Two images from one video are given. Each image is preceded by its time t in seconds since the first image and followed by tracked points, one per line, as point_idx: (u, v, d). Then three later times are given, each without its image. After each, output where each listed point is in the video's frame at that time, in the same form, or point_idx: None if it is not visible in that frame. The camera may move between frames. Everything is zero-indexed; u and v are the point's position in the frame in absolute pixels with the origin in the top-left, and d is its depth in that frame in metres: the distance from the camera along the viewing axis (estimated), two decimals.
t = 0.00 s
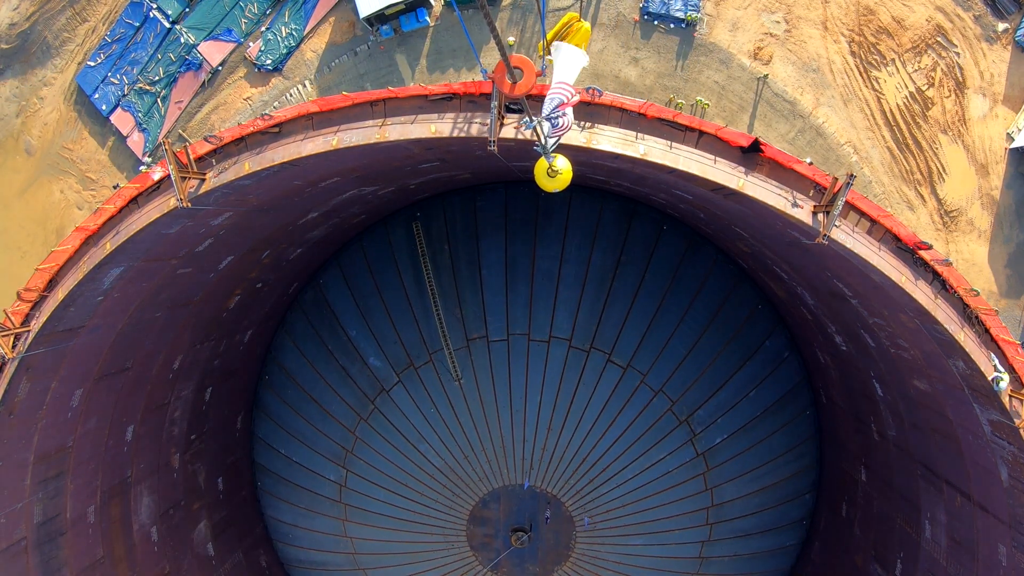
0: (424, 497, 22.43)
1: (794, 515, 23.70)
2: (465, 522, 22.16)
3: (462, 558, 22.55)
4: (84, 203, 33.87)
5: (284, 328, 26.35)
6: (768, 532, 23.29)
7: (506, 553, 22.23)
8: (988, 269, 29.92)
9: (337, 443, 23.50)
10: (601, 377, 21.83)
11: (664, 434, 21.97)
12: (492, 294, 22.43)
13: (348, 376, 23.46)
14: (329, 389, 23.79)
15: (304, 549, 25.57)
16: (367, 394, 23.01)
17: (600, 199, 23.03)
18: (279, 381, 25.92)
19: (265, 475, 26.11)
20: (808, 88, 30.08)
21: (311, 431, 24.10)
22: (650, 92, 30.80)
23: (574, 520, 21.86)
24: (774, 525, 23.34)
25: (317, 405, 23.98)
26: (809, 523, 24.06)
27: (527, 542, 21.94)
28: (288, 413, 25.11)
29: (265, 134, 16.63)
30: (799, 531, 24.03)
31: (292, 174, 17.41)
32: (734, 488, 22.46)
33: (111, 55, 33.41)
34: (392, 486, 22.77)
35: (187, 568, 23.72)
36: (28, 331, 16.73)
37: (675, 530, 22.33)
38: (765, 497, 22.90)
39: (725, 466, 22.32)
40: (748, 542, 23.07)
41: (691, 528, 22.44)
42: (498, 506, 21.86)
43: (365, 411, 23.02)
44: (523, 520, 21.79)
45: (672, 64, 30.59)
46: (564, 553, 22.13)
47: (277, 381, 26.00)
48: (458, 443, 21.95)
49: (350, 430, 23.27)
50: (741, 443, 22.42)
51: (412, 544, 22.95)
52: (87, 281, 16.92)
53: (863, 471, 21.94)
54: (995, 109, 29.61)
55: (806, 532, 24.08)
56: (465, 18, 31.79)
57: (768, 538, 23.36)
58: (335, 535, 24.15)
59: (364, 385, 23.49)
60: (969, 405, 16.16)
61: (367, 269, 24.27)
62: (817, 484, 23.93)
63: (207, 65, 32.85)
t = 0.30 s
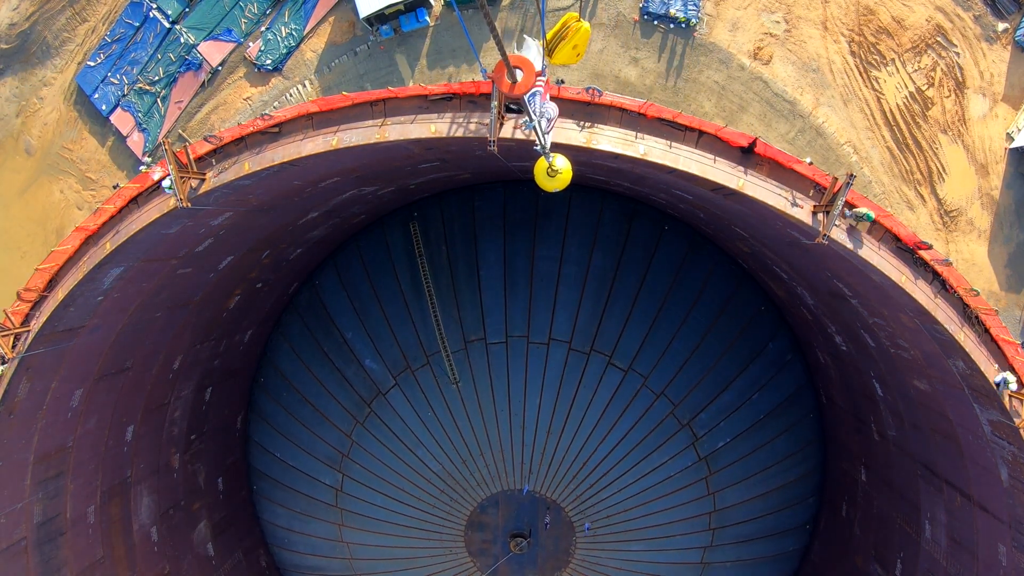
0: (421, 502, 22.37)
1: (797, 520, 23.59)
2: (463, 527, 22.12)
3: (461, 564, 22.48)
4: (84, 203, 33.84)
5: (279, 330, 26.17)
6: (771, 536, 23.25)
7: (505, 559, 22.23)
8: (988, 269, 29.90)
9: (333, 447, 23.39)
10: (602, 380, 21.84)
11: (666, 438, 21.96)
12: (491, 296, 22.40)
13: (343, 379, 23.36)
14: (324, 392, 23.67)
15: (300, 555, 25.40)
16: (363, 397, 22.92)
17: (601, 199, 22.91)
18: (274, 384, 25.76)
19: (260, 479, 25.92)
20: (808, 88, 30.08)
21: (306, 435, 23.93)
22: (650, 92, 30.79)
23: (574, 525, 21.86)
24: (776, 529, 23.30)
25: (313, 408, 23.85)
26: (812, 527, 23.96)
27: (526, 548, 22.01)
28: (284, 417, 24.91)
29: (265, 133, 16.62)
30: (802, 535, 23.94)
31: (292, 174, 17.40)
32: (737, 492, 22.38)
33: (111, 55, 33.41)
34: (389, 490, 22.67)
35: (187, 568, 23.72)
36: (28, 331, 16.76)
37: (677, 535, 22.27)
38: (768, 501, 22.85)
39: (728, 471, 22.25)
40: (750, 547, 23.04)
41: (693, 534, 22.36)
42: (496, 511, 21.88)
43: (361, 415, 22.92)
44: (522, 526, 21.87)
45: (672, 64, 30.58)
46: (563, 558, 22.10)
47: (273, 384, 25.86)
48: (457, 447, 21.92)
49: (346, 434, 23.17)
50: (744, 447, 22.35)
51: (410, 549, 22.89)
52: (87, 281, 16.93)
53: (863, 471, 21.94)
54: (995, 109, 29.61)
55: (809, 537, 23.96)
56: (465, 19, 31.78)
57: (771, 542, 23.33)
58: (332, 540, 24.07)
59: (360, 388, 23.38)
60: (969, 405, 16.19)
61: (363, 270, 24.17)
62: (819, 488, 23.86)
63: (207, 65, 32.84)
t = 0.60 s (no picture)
0: (419, 507, 22.24)
1: (800, 524, 23.35)
2: (461, 533, 21.93)
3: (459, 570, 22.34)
4: (84, 203, 33.83)
5: (274, 333, 25.90)
6: (775, 541, 23.01)
7: (503, 566, 21.94)
8: (988, 269, 29.89)
9: (329, 451, 23.25)
10: (602, 384, 21.64)
11: (668, 442, 21.71)
12: (489, 298, 22.26)
13: (340, 382, 23.24)
14: (321, 395, 23.51)
15: (296, 559, 25.30)
16: (360, 401, 22.80)
17: (602, 198, 22.80)
18: (270, 387, 25.47)
19: (256, 482, 25.71)
20: (808, 88, 30.08)
21: (302, 438, 23.79)
22: (650, 92, 30.76)
23: (574, 531, 21.61)
24: (780, 534, 23.04)
25: (309, 412, 23.68)
26: (815, 532, 23.72)
27: (525, 554, 21.71)
28: (279, 420, 24.71)
29: (265, 134, 16.63)
30: (805, 540, 23.68)
31: (293, 174, 17.40)
32: (740, 497, 22.16)
33: (111, 55, 33.42)
34: (386, 495, 22.57)
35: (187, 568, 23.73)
36: (28, 332, 16.75)
37: (678, 541, 22.15)
38: (772, 506, 22.58)
39: (730, 476, 22.03)
40: (753, 552, 22.83)
41: (695, 538, 22.22)
42: (494, 517, 21.61)
43: (358, 419, 22.80)
44: (522, 532, 21.56)
45: (672, 64, 30.56)
46: (563, 564, 21.86)
47: (268, 386, 25.55)
48: (454, 452, 21.76)
49: (342, 437, 23.04)
50: (747, 452, 22.10)
51: (408, 554, 22.79)
52: (87, 281, 16.95)
53: (863, 471, 21.91)
54: (995, 109, 29.60)
55: (812, 542, 23.70)
56: (465, 19, 31.77)
57: (774, 548, 23.08)
58: (328, 544, 23.98)
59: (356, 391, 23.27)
60: (969, 406, 16.25)
61: (360, 271, 24.02)
62: (823, 492, 23.61)
63: (207, 65, 32.85)
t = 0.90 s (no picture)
0: (416, 512, 21.97)
1: (803, 529, 23.13)
2: (459, 539, 21.68)
3: None
4: (84, 203, 33.83)
5: (268, 335, 25.68)
6: (778, 546, 22.85)
7: (502, 572, 21.80)
8: (988, 269, 29.88)
9: (324, 456, 22.96)
10: (603, 387, 21.37)
11: (670, 447, 21.46)
12: (487, 299, 22.00)
13: (335, 385, 22.93)
14: (316, 398, 23.23)
15: (292, 564, 25.11)
16: (355, 404, 22.49)
17: (602, 199, 22.72)
18: (265, 390, 25.23)
19: (250, 486, 25.47)
20: (808, 88, 30.08)
21: (297, 442, 23.48)
22: (650, 92, 30.74)
23: (574, 537, 21.42)
24: (783, 539, 22.86)
25: (304, 416, 23.37)
26: (819, 537, 23.50)
27: (524, 560, 21.58)
28: (274, 424, 24.42)
29: (265, 133, 16.56)
30: (809, 544, 23.49)
31: (293, 174, 17.39)
32: (743, 502, 21.93)
33: (111, 55, 33.42)
34: (383, 501, 22.29)
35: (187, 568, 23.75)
36: (28, 332, 16.76)
37: (681, 547, 21.94)
38: (775, 511, 22.41)
39: (733, 481, 21.80)
40: (756, 558, 22.64)
41: (698, 545, 22.00)
42: (493, 523, 21.37)
43: (353, 422, 22.50)
44: (521, 539, 21.42)
45: (672, 64, 30.54)
46: (563, 569, 21.74)
47: (263, 390, 25.30)
48: (452, 457, 21.46)
49: (338, 442, 22.73)
50: (750, 456, 21.88)
51: (406, 560, 22.58)
52: (87, 281, 16.99)
53: (863, 471, 21.90)
54: (995, 109, 29.60)
55: (816, 547, 23.52)
56: (465, 19, 31.76)
57: (776, 553, 22.90)
58: (324, 550, 23.75)
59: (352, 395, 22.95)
60: (969, 406, 16.29)
61: (356, 272, 23.80)
62: (826, 496, 23.41)
63: (207, 65, 32.85)
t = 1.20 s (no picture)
0: (413, 517, 21.94)
1: (808, 534, 22.88)
2: (458, 545, 21.61)
3: None
4: (84, 203, 33.80)
5: (264, 337, 25.55)
6: (782, 552, 22.57)
7: None
8: (988, 269, 29.87)
9: (320, 460, 22.93)
10: (603, 390, 21.43)
11: (673, 451, 21.46)
12: (486, 301, 21.98)
13: (331, 389, 22.92)
14: (313, 401, 23.19)
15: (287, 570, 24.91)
16: (352, 408, 22.49)
17: (603, 199, 22.57)
18: (260, 393, 25.09)
19: (245, 490, 25.29)
20: (808, 88, 30.08)
21: (293, 446, 23.44)
22: (650, 92, 30.74)
23: (575, 542, 21.39)
24: (787, 545, 22.60)
25: (300, 419, 23.33)
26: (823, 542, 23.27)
27: (524, 566, 21.44)
28: (270, 428, 24.31)
29: (265, 134, 16.57)
30: (812, 549, 23.20)
31: (293, 174, 17.40)
32: (746, 507, 21.85)
33: (111, 55, 33.42)
34: (380, 506, 22.25)
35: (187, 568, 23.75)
36: (28, 331, 16.88)
37: (684, 553, 21.89)
38: (779, 516, 22.20)
39: (735, 486, 21.73)
40: (759, 564, 22.44)
41: (701, 551, 21.91)
42: (492, 528, 21.32)
43: (350, 426, 22.49)
44: (520, 545, 21.28)
45: (672, 64, 30.53)
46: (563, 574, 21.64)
47: (259, 393, 25.16)
48: (449, 461, 21.48)
49: (334, 445, 22.71)
50: (753, 460, 21.82)
51: (404, 566, 22.47)
52: (87, 281, 17.02)
53: (863, 471, 21.91)
54: (995, 109, 29.60)
55: (819, 552, 23.23)
56: (465, 19, 31.74)
57: (780, 559, 22.62)
58: (320, 556, 23.61)
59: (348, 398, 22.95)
60: (969, 406, 16.33)
61: (352, 273, 23.69)
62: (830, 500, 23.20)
63: (207, 65, 32.84)
